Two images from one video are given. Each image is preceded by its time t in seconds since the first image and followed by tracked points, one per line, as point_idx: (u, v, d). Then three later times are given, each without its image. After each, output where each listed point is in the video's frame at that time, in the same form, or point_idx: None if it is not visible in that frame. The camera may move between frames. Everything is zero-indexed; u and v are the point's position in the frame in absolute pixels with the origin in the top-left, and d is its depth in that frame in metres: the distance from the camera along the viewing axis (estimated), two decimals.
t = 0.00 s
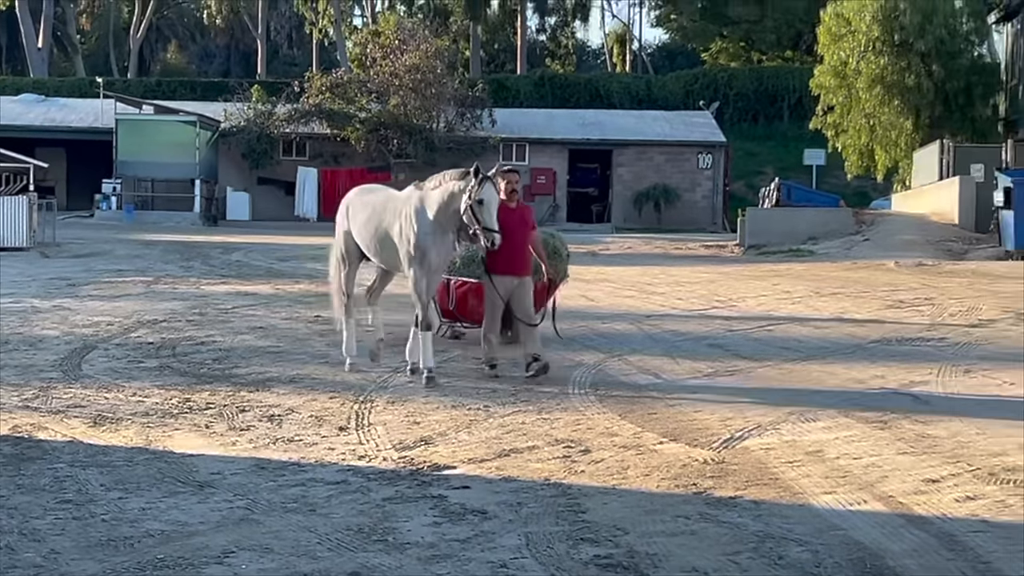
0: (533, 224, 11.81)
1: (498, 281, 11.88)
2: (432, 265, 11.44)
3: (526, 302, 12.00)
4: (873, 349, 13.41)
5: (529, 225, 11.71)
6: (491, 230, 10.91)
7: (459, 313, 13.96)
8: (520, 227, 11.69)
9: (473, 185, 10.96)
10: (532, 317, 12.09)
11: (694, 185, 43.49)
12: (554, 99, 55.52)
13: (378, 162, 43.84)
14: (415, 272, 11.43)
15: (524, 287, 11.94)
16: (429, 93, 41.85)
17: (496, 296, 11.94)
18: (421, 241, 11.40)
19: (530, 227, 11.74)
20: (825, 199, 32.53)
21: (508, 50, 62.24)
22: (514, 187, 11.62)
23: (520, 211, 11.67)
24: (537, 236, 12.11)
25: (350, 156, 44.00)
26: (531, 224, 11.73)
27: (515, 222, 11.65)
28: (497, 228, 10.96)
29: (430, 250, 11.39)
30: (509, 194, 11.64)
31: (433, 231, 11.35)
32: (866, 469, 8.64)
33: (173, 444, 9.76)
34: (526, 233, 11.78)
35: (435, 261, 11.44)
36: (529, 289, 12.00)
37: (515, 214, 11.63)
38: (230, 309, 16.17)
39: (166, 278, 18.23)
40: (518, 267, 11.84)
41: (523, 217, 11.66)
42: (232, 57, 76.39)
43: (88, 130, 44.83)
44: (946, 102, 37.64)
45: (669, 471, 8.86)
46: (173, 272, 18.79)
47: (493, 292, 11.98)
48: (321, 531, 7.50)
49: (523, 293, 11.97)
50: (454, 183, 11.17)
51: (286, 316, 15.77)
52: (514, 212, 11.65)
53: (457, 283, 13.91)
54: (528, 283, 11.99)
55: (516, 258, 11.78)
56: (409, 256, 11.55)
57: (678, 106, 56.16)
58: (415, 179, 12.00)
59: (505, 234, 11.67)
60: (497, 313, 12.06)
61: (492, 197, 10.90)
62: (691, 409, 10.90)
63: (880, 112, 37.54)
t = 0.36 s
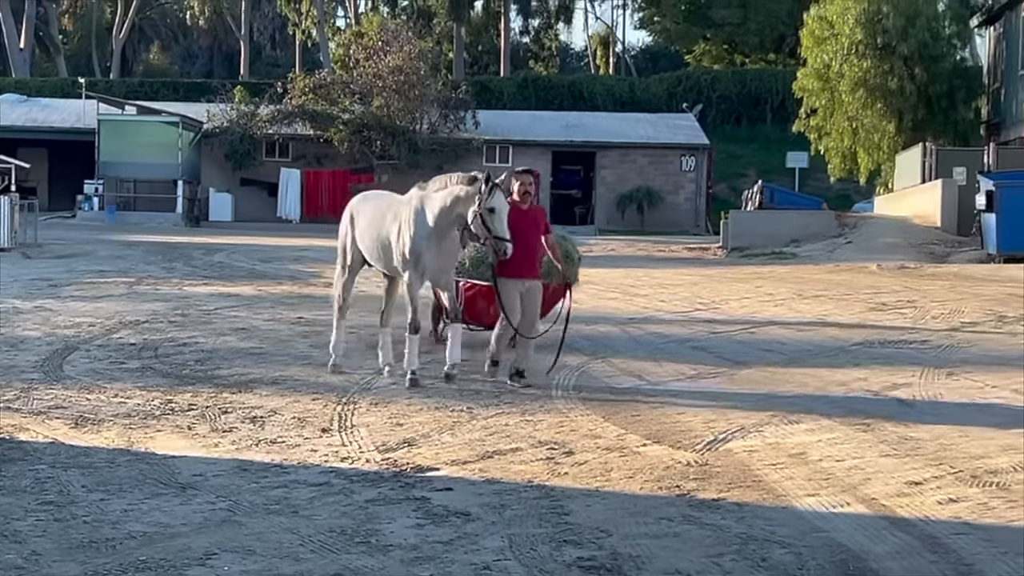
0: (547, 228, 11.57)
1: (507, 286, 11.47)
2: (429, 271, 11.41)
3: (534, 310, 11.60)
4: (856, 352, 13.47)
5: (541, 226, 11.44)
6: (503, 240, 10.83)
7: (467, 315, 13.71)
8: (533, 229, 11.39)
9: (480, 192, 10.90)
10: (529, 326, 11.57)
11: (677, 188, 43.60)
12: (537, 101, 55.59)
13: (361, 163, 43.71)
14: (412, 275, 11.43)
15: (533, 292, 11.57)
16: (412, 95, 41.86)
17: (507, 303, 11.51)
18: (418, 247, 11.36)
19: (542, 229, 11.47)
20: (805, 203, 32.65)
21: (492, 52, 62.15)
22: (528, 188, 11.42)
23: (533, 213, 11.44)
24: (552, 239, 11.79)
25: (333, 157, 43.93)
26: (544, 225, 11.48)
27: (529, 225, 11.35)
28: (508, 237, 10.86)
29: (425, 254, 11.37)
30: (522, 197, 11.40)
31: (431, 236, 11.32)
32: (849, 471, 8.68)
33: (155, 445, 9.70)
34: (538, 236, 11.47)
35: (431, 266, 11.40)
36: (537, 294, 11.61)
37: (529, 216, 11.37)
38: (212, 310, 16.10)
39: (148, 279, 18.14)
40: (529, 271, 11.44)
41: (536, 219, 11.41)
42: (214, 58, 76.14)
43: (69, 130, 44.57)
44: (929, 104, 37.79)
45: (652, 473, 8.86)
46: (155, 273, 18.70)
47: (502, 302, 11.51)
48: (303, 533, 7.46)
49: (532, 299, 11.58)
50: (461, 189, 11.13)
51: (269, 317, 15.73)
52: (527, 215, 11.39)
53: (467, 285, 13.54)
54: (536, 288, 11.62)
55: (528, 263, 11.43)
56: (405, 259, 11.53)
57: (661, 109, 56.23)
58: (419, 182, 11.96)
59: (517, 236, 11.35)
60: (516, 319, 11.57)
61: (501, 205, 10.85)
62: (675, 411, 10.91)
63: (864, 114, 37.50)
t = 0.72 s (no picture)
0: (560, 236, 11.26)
1: (524, 293, 11.19)
2: (439, 276, 11.20)
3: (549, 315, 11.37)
4: (840, 355, 13.51)
5: (556, 235, 11.14)
6: (522, 226, 10.51)
7: (481, 321, 13.28)
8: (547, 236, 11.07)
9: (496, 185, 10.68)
10: (546, 335, 11.43)
11: (661, 190, 43.66)
12: (521, 103, 55.68)
13: (345, 165, 43.55)
14: (415, 284, 11.25)
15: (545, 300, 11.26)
16: (396, 96, 41.85)
17: (523, 314, 11.21)
18: (427, 251, 11.11)
19: (557, 237, 11.17)
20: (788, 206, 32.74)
21: (476, 53, 62.07)
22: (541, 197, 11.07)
23: (544, 221, 11.06)
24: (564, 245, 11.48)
25: (317, 159, 43.90)
26: (557, 234, 11.16)
27: (544, 232, 11.06)
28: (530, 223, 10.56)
29: (432, 258, 11.14)
30: (534, 204, 11.00)
31: (441, 239, 11.08)
32: (833, 473, 8.70)
33: (139, 447, 9.64)
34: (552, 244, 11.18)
35: (441, 270, 11.18)
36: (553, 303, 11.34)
37: (544, 224, 11.06)
38: (195, 311, 16.03)
39: (131, 280, 18.04)
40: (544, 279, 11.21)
41: (549, 228, 11.06)
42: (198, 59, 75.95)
43: (52, 130, 44.35)
44: (912, 107, 37.99)
45: (637, 475, 8.87)
46: (139, 274, 18.61)
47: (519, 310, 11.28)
48: (288, 534, 7.43)
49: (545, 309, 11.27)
50: (474, 185, 10.90)
51: (253, 319, 15.66)
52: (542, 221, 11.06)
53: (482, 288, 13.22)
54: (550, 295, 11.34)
55: (543, 268, 11.18)
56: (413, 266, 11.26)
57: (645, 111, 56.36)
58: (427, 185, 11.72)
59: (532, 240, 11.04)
60: (531, 328, 11.30)
61: (517, 195, 10.60)
62: (659, 413, 10.92)
63: (847, 117, 37.67)
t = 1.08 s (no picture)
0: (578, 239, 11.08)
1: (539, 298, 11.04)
2: (460, 277, 10.73)
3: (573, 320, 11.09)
4: (827, 359, 13.55)
5: (574, 238, 10.89)
6: (533, 219, 10.29)
7: (502, 327, 13.07)
8: (566, 238, 10.85)
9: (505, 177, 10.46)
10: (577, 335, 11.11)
11: (646, 193, 43.78)
12: (507, 105, 55.58)
13: (331, 167, 43.32)
14: (439, 288, 10.71)
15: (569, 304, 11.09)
16: (382, 98, 41.78)
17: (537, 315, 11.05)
18: (446, 252, 10.68)
19: (575, 240, 10.94)
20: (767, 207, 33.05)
21: (461, 56, 61.93)
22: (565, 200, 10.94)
23: (565, 223, 10.83)
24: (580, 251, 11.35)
25: (303, 161, 43.74)
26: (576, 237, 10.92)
27: (562, 234, 10.82)
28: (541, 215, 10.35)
29: (454, 259, 10.70)
30: (557, 205, 10.88)
31: (459, 239, 10.71)
32: (820, 477, 8.73)
33: (126, 450, 9.60)
34: (570, 247, 10.97)
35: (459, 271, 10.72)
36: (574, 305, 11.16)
37: (561, 226, 10.78)
38: (181, 313, 15.95)
39: (117, 282, 17.95)
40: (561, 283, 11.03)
41: (569, 231, 10.80)
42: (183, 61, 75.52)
43: (36, 132, 44.12)
44: (897, 111, 38.24)
45: (625, 478, 8.87)
46: (124, 276, 18.51)
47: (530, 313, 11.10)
48: (275, 538, 7.40)
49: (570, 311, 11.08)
50: (483, 182, 10.63)
51: (240, 322, 15.60)
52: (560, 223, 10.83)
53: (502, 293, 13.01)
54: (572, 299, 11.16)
55: (560, 270, 10.95)
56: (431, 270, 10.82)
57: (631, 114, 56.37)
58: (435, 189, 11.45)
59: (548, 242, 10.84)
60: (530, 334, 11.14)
61: (527, 186, 10.37)
62: (645, 418, 10.90)
63: (832, 120, 37.90)
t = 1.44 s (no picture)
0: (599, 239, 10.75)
1: (555, 301, 10.73)
2: (458, 284, 10.61)
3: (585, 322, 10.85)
4: (808, 364, 13.59)
5: (592, 238, 10.63)
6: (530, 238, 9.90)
7: (517, 335, 12.84)
8: (581, 238, 10.61)
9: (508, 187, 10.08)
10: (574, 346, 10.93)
11: (628, 198, 43.84)
12: (489, 111, 55.56)
13: (312, 172, 42.69)
14: (437, 294, 10.66)
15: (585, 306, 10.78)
16: (363, 103, 41.63)
17: (552, 322, 10.73)
18: (449, 259, 10.56)
19: (593, 241, 10.65)
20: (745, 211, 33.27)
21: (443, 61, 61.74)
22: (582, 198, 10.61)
23: (582, 222, 10.62)
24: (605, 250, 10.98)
25: (284, 166, 43.10)
26: (594, 237, 10.66)
27: (575, 237, 10.59)
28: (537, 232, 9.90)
29: (457, 267, 10.57)
30: (573, 204, 10.59)
31: (460, 248, 10.52)
32: (804, 481, 8.75)
33: (108, 455, 9.52)
34: (588, 248, 10.68)
35: (459, 279, 10.59)
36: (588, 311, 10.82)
37: (580, 226, 10.59)
38: (162, 319, 15.85)
39: (98, 287, 17.80)
40: (576, 282, 10.70)
41: (586, 230, 10.60)
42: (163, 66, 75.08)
43: (14, 137, 43.82)
44: (877, 116, 38.37)
45: (609, 483, 8.86)
46: (104, 281, 18.38)
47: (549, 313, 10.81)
48: (259, 544, 7.35)
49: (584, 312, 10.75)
50: (487, 193, 10.35)
51: (221, 326, 15.50)
52: (575, 222, 10.60)
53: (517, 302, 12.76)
54: (588, 302, 10.83)
55: (577, 272, 10.69)
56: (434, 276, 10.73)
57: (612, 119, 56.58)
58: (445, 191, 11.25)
59: (560, 244, 10.58)
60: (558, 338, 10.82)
61: (528, 199, 9.95)
62: (627, 423, 10.91)
63: (813, 126, 38.07)
